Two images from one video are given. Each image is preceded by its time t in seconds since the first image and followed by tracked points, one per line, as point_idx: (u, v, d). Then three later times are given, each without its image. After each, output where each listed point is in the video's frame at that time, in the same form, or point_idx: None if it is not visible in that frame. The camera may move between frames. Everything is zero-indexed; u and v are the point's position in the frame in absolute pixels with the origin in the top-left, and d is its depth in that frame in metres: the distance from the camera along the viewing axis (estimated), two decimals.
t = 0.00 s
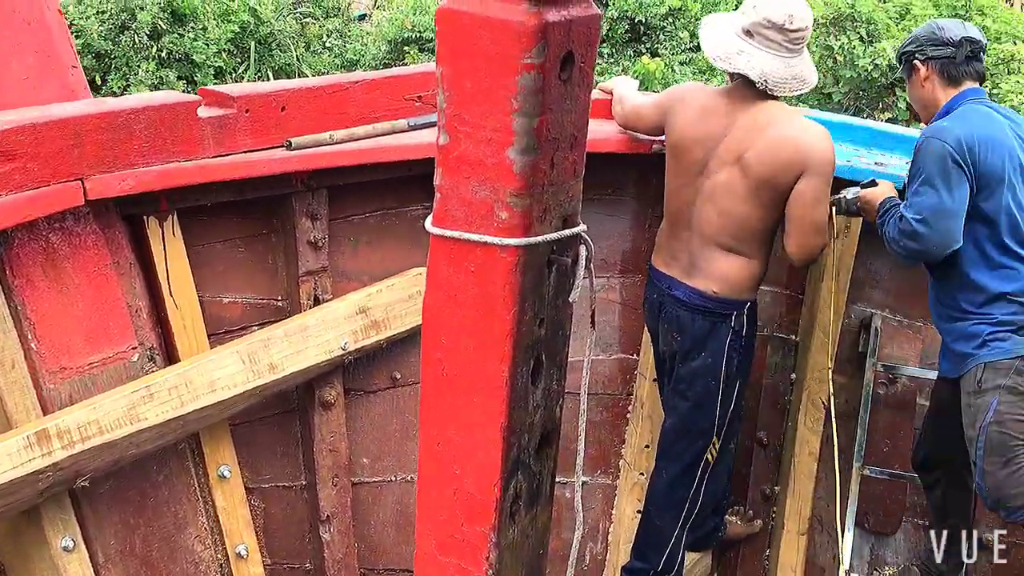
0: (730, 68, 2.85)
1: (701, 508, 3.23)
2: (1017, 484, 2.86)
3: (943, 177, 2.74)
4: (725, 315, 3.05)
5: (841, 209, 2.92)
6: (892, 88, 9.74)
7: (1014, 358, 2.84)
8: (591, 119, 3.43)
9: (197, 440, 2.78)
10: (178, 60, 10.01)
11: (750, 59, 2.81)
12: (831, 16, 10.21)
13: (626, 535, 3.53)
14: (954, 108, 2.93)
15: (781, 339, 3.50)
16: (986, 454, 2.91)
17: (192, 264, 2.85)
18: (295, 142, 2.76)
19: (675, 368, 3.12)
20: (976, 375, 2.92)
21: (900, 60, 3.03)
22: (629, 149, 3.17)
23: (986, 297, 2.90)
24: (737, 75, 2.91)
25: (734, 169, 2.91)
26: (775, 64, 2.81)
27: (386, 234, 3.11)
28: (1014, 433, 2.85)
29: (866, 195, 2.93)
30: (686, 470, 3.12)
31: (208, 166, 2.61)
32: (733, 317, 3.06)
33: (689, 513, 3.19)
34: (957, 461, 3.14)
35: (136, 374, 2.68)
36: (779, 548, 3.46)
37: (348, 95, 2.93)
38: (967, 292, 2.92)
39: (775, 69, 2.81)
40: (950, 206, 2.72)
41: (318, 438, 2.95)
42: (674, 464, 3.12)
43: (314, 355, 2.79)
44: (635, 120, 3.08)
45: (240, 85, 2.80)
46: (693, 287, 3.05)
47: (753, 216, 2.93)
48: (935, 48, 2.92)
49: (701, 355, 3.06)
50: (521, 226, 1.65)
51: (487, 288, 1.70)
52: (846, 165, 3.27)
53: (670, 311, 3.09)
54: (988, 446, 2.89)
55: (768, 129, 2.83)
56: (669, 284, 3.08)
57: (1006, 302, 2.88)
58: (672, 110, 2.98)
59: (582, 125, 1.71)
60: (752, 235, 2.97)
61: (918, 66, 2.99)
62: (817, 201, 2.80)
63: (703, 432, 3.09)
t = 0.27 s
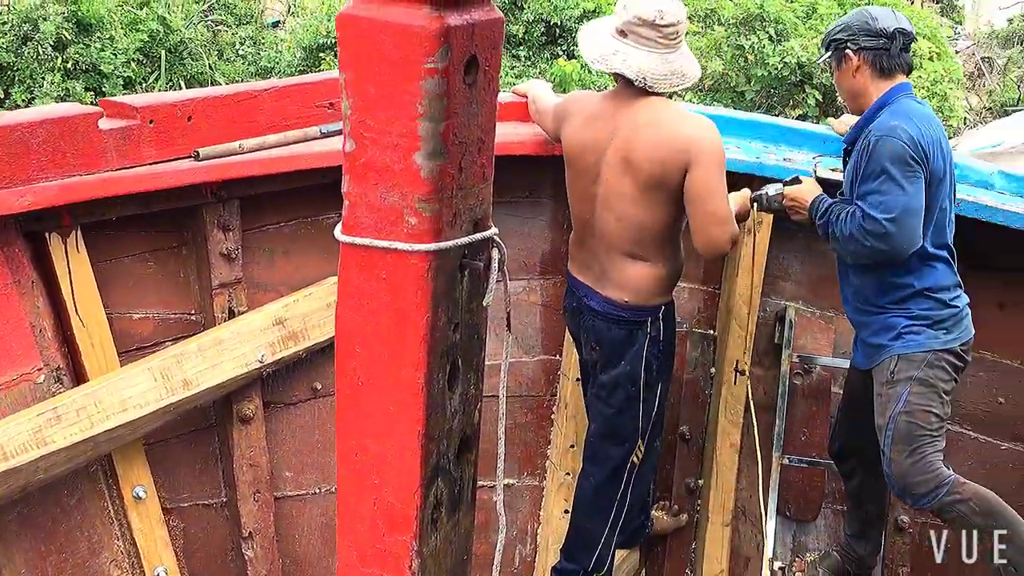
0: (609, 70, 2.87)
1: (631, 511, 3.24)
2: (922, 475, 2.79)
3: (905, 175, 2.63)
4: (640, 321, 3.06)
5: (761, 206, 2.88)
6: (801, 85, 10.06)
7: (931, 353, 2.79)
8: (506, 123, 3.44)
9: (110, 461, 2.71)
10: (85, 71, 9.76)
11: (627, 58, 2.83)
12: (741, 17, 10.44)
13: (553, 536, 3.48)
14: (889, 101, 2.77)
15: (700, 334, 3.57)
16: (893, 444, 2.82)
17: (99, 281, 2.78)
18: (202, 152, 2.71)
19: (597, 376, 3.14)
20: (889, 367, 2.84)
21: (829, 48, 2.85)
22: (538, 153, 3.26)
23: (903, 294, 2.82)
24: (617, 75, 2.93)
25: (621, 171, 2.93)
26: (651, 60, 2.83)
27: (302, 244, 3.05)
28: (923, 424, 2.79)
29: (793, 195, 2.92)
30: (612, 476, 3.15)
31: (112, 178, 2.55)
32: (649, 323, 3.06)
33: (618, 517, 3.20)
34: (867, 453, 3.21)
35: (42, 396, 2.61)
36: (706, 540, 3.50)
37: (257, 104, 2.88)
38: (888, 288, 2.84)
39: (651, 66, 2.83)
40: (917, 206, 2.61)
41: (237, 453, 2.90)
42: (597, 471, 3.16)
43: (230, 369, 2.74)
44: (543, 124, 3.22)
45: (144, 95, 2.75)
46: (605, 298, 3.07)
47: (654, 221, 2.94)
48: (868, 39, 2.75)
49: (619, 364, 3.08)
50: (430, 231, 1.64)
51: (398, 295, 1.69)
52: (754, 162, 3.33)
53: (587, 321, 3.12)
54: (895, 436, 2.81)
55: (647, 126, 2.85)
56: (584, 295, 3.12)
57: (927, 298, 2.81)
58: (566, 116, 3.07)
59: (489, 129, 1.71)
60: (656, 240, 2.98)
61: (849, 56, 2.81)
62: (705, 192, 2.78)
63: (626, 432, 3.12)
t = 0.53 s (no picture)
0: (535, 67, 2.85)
1: (577, 508, 3.25)
2: (856, 460, 2.84)
3: (861, 172, 2.68)
4: (570, 319, 3.08)
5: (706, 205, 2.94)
6: (739, 80, 10.21)
7: (866, 343, 2.85)
8: (444, 123, 3.44)
9: (43, 476, 2.66)
10: (15, 78, 9.55)
11: (551, 56, 2.81)
12: (679, 14, 10.55)
13: (501, 535, 3.45)
14: (829, 98, 2.83)
15: (641, 328, 3.60)
16: (828, 432, 2.87)
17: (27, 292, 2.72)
18: (131, 158, 2.67)
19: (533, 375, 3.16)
20: (824, 357, 2.90)
21: (759, 44, 2.91)
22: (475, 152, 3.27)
23: (843, 287, 2.87)
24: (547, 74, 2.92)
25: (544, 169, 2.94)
26: (577, 57, 2.82)
27: (238, 249, 3.00)
28: (857, 411, 2.84)
29: (739, 196, 2.99)
30: (556, 470, 3.16)
31: (35, 189, 2.50)
32: (579, 320, 3.08)
33: (562, 515, 3.22)
34: (805, 441, 3.26)
35: None
36: (652, 531, 3.52)
37: (186, 107, 2.83)
38: (830, 281, 2.88)
39: (576, 63, 2.82)
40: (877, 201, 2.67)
41: (176, 464, 2.86)
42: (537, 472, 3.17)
43: (167, 377, 2.70)
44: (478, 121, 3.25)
45: (68, 101, 2.70)
46: (536, 296, 3.09)
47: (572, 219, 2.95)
48: (798, 35, 2.83)
49: (551, 362, 3.10)
50: (359, 233, 1.63)
51: (329, 299, 1.67)
52: (690, 157, 3.36)
53: (523, 321, 3.15)
54: (829, 423, 2.86)
55: (569, 125, 2.85)
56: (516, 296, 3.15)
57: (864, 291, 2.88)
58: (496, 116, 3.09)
59: (416, 128, 1.69)
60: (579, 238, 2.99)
61: (782, 53, 2.88)
62: (625, 189, 2.79)
63: (569, 429, 3.13)
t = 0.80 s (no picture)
0: (494, 66, 2.85)
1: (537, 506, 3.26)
2: (805, 453, 2.88)
3: (807, 162, 2.72)
4: (531, 315, 3.09)
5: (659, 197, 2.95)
6: (698, 76, 10.29)
7: (806, 335, 2.90)
8: (397, 123, 3.42)
9: None
10: None
11: (511, 55, 2.82)
12: (637, 11, 10.61)
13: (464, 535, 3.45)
14: (769, 92, 2.87)
15: (599, 325, 3.62)
16: (776, 427, 2.92)
17: None
18: (75, 165, 2.63)
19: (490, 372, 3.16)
20: (768, 352, 2.95)
21: (700, 42, 2.92)
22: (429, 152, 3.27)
23: (786, 279, 2.91)
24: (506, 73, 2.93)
25: (507, 165, 2.93)
26: (536, 56, 2.82)
27: (190, 254, 2.96)
28: (802, 405, 2.89)
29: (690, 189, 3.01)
30: (519, 465, 3.15)
31: None
32: (539, 316, 3.09)
33: (523, 514, 3.22)
34: (761, 434, 3.32)
35: None
36: (614, 528, 3.52)
37: (132, 112, 2.79)
38: (777, 275, 2.92)
39: (536, 61, 2.82)
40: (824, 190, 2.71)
41: (130, 473, 2.83)
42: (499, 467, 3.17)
43: (119, 387, 2.67)
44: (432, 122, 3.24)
45: (11, 107, 2.66)
46: (495, 292, 3.09)
47: (532, 213, 2.95)
48: (737, 32, 2.85)
49: (512, 359, 3.10)
50: (302, 237, 1.61)
51: (275, 303, 1.65)
52: (644, 154, 3.39)
53: (480, 318, 3.14)
54: (777, 418, 2.90)
55: (533, 120, 2.85)
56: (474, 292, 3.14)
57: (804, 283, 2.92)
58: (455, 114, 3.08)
59: (358, 130, 1.68)
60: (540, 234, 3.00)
61: (722, 49, 2.90)
62: (579, 183, 2.78)
63: (529, 425, 3.13)
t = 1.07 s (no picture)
0: (478, 71, 2.88)
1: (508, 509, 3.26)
2: (775, 449, 2.90)
3: (729, 162, 2.74)
4: (503, 313, 3.07)
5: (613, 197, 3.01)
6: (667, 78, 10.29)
7: (761, 331, 2.94)
8: (362, 129, 3.41)
9: None
10: None
11: (496, 60, 2.85)
12: (605, 13, 10.68)
13: (436, 541, 3.44)
14: (709, 93, 2.91)
15: (569, 328, 3.62)
16: (746, 425, 2.94)
17: None
18: (34, 177, 2.61)
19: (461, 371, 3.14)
20: (727, 352, 2.98)
21: (648, 46, 2.95)
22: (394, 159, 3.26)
23: (734, 277, 2.95)
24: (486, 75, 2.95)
25: (489, 164, 2.95)
26: (520, 61, 2.86)
27: (153, 264, 2.94)
28: (767, 400, 2.92)
29: (640, 186, 3.03)
30: (489, 467, 3.15)
31: None
32: (511, 314, 3.08)
33: (495, 512, 3.21)
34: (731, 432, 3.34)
35: None
36: (586, 530, 3.52)
37: (92, 123, 2.76)
38: (724, 274, 2.96)
39: (520, 66, 2.86)
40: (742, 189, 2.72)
41: (95, 487, 2.81)
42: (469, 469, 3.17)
43: (82, 400, 2.64)
44: (399, 126, 3.20)
45: None
46: (468, 289, 3.07)
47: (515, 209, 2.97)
48: (682, 35, 2.88)
49: (483, 357, 3.09)
50: (259, 247, 1.60)
51: (233, 314, 1.64)
52: (610, 157, 3.40)
53: (450, 315, 3.12)
54: (745, 417, 2.93)
55: (522, 119, 2.89)
56: (443, 289, 3.11)
57: (753, 280, 2.95)
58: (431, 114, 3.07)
59: (314, 139, 1.68)
60: (517, 227, 3.00)
61: (669, 53, 2.93)
62: (556, 179, 2.84)
63: (498, 429, 3.13)
